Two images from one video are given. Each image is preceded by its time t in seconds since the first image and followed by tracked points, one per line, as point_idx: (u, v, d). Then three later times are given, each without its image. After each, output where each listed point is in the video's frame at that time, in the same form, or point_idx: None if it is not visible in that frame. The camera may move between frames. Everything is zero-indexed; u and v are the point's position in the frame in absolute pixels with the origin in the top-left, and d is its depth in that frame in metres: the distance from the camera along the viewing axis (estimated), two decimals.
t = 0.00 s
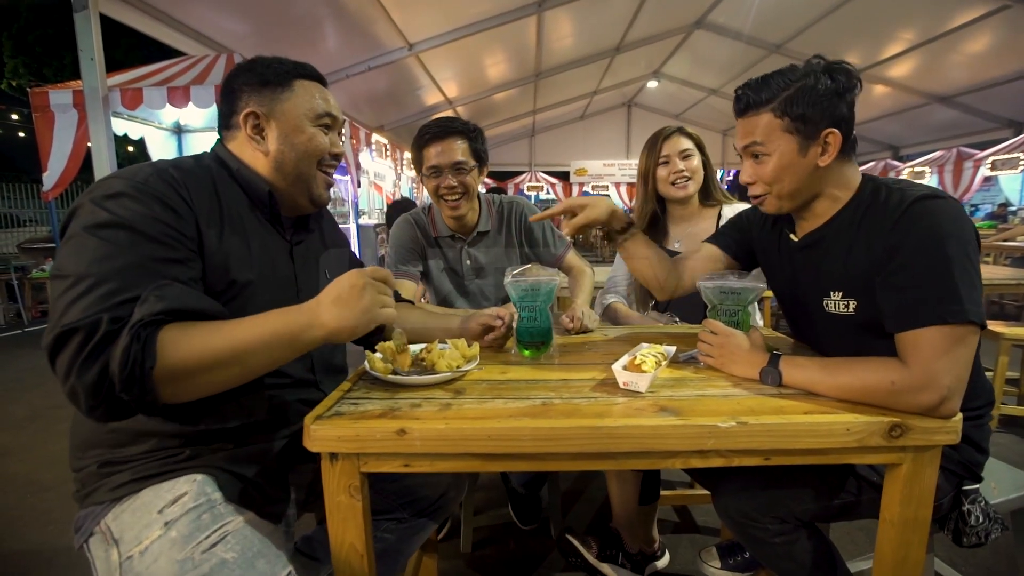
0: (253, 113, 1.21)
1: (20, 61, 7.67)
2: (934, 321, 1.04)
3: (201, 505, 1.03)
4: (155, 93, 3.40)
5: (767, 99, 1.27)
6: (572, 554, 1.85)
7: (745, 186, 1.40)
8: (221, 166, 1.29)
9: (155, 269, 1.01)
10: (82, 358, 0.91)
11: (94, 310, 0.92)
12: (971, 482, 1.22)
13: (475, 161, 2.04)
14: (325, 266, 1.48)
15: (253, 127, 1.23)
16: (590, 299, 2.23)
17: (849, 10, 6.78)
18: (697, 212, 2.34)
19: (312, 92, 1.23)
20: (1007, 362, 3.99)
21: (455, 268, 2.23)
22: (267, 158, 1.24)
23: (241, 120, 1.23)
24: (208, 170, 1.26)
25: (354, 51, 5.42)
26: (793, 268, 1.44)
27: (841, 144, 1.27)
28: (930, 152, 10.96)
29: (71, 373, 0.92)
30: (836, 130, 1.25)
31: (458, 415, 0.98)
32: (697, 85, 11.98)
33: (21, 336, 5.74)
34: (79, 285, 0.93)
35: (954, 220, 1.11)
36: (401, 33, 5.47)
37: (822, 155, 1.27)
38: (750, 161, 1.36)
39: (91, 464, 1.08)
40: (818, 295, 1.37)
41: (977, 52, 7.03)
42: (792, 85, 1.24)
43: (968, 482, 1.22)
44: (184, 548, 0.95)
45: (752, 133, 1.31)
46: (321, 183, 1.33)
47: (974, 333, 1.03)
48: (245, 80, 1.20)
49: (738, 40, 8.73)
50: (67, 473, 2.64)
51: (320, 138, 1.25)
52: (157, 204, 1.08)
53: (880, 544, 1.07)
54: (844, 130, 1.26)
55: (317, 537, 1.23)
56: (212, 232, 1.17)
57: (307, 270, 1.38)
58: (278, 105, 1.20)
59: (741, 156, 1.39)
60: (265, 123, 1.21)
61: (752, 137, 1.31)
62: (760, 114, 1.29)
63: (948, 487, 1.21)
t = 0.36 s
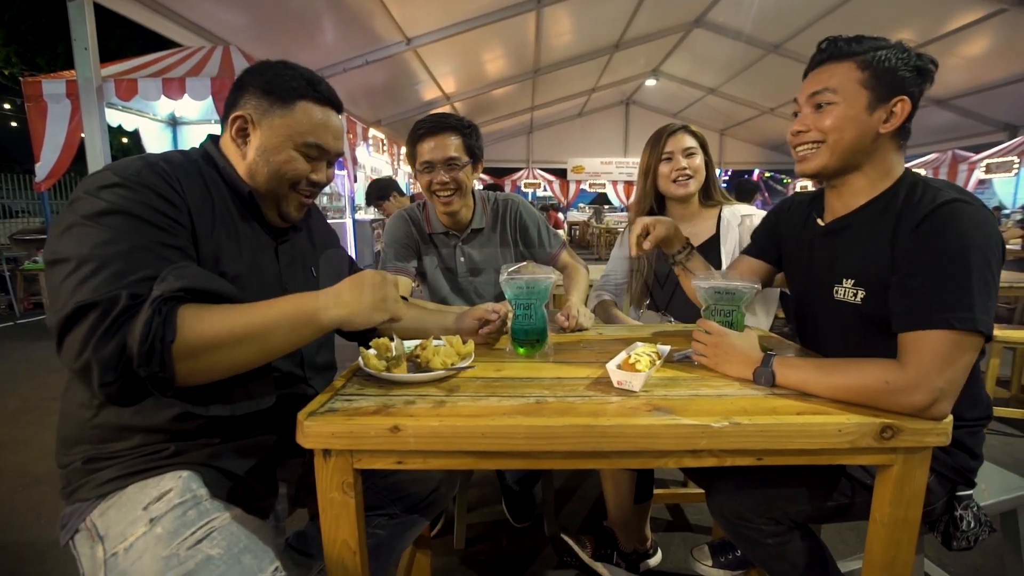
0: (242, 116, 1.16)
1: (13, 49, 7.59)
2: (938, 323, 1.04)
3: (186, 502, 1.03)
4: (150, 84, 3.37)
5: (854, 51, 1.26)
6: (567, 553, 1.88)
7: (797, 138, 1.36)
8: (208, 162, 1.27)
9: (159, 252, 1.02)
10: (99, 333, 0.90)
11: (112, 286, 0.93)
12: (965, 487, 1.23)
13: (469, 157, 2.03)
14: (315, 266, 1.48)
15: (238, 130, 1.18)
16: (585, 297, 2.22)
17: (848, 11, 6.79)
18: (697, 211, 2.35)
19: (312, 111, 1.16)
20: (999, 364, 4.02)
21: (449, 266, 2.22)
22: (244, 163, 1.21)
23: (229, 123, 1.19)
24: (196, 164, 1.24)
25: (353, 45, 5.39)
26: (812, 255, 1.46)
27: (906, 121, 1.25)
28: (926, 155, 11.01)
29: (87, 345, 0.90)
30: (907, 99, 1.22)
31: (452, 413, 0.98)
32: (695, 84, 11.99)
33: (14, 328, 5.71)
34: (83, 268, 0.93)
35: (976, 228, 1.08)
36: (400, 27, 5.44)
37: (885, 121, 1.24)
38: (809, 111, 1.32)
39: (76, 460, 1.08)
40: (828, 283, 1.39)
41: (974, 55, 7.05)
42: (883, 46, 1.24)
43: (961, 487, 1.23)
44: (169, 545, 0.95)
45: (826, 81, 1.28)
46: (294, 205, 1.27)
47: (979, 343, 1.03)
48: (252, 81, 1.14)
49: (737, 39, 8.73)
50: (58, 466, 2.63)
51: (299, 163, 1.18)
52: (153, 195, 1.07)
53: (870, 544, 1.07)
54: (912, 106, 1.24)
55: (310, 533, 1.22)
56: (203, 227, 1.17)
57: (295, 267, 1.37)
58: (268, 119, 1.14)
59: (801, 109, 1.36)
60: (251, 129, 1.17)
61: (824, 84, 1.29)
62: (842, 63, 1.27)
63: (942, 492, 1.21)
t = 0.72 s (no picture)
0: (243, 125, 1.18)
1: (16, 57, 7.65)
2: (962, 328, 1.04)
3: (184, 514, 1.02)
4: (153, 90, 3.40)
5: (892, 48, 1.23)
6: (571, 554, 1.88)
7: (832, 136, 1.33)
8: (216, 173, 1.27)
9: (160, 276, 1.01)
10: (100, 366, 0.90)
11: (110, 321, 0.91)
12: (978, 489, 1.22)
13: (472, 160, 2.04)
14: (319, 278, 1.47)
15: (242, 140, 1.19)
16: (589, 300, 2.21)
17: (848, 10, 6.79)
18: (703, 213, 2.34)
19: (307, 107, 1.17)
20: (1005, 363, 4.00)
21: (452, 269, 2.22)
22: (254, 171, 1.22)
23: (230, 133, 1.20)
24: (202, 177, 1.24)
25: (354, 49, 5.42)
26: (839, 248, 1.45)
27: (946, 117, 1.23)
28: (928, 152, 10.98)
29: (85, 381, 0.91)
30: (948, 96, 1.20)
31: (458, 419, 0.98)
32: (695, 84, 11.99)
33: (20, 334, 5.74)
34: (84, 295, 0.93)
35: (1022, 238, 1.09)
36: (401, 30, 5.46)
37: (926, 119, 1.22)
38: (846, 110, 1.30)
39: (81, 469, 1.09)
40: (853, 279, 1.39)
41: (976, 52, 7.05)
42: (923, 41, 1.21)
43: (975, 489, 1.23)
44: (167, 557, 0.95)
45: (863, 80, 1.26)
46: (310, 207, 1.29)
47: (993, 349, 1.04)
48: (240, 90, 1.16)
49: (737, 39, 8.73)
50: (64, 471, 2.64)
51: (309, 156, 1.19)
52: (156, 213, 1.07)
53: (877, 545, 1.07)
54: (952, 102, 1.22)
55: (315, 538, 1.22)
56: (207, 241, 1.16)
57: (299, 279, 1.36)
58: (267, 119, 1.15)
59: (836, 108, 1.33)
60: (253, 137, 1.18)
61: (861, 83, 1.26)
62: (881, 60, 1.24)
63: (955, 493, 1.21)
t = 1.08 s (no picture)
0: (237, 112, 1.20)
1: (17, 45, 7.63)
2: (948, 335, 1.06)
3: (169, 504, 1.03)
4: (154, 82, 3.40)
5: (890, 60, 1.25)
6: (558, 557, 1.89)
7: (829, 144, 1.35)
8: (216, 172, 1.27)
9: (150, 281, 1.01)
10: (92, 372, 0.91)
11: (97, 333, 0.92)
12: (968, 495, 1.24)
13: (472, 159, 2.06)
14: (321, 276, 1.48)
15: (237, 127, 1.22)
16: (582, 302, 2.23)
17: (850, 18, 6.82)
18: (698, 217, 2.36)
19: (293, 87, 1.21)
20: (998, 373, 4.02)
21: (447, 267, 2.22)
22: (253, 158, 1.23)
23: (225, 120, 1.22)
24: (201, 174, 1.24)
25: (356, 46, 5.42)
26: (836, 255, 1.46)
27: (941, 130, 1.25)
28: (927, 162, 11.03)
29: (73, 391, 0.92)
30: (943, 108, 1.22)
31: (448, 414, 0.99)
32: (697, 88, 12.01)
33: (15, 323, 5.72)
34: (75, 300, 0.93)
35: (1008, 249, 1.10)
36: (404, 28, 5.47)
37: (921, 130, 1.25)
38: (844, 119, 1.31)
39: (70, 458, 1.10)
40: (847, 288, 1.40)
41: (977, 63, 7.08)
42: (920, 55, 1.23)
43: (965, 495, 1.24)
44: (149, 547, 0.95)
45: (862, 90, 1.28)
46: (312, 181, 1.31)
47: (978, 359, 1.06)
48: (227, 81, 1.19)
49: (740, 45, 8.75)
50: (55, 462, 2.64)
51: (305, 133, 1.23)
52: (150, 213, 1.07)
53: (859, 549, 1.08)
54: (948, 114, 1.24)
55: (305, 532, 1.23)
56: (201, 240, 1.16)
57: (296, 278, 1.35)
58: (260, 104, 1.18)
59: (834, 117, 1.35)
60: (249, 123, 1.20)
61: (860, 93, 1.28)
62: (879, 71, 1.26)
63: (945, 498, 1.22)
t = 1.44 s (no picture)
0: (200, 106, 1.23)
1: (11, 50, 7.63)
2: (936, 334, 1.07)
3: (131, 528, 1.01)
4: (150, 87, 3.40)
5: (855, 74, 1.29)
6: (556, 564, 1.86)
7: (799, 156, 1.39)
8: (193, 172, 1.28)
9: (125, 275, 1.01)
10: (66, 365, 0.91)
11: (73, 328, 0.92)
12: (965, 490, 1.25)
13: (469, 162, 2.08)
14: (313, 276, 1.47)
15: (201, 121, 1.24)
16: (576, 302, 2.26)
17: (843, 22, 6.88)
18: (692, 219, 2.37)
19: (257, 78, 1.21)
20: (994, 372, 4.05)
21: (443, 270, 2.23)
22: (215, 149, 1.24)
23: (193, 114, 1.26)
24: (180, 175, 1.25)
25: (352, 50, 5.45)
26: (817, 263, 1.48)
27: (906, 141, 1.29)
28: (922, 163, 11.11)
29: (49, 384, 0.92)
30: (905, 121, 1.26)
31: (444, 416, 1.00)
32: (693, 91, 12.07)
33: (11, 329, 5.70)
34: (51, 295, 0.94)
35: (989, 252, 1.13)
36: (400, 32, 5.50)
37: (885, 142, 1.28)
38: (811, 131, 1.36)
39: (55, 467, 1.11)
40: (833, 297, 1.41)
41: (970, 65, 7.14)
42: (882, 69, 1.27)
43: (962, 490, 1.25)
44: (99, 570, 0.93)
45: (828, 103, 1.32)
46: (275, 172, 1.27)
47: (966, 356, 1.08)
48: (196, 79, 1.23)
49: (735, 47, 8.81)
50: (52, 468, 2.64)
51: (263, 121, 1.21)
52: (125, 210, 1.08)
53: (854, 547, 1.10)
54: (911, 127, 1.28)
55: (304, 535, 1.23)
56: (177, 235, 1.16)
57: (280, 276, 1.34)
58: (217, 94, 1.20)
59: (803, 128, 1.39)
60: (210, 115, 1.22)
61: (827, 106, 1.32)
62: (843, 85, 1.30)
63: (943, 493, 1.23)
